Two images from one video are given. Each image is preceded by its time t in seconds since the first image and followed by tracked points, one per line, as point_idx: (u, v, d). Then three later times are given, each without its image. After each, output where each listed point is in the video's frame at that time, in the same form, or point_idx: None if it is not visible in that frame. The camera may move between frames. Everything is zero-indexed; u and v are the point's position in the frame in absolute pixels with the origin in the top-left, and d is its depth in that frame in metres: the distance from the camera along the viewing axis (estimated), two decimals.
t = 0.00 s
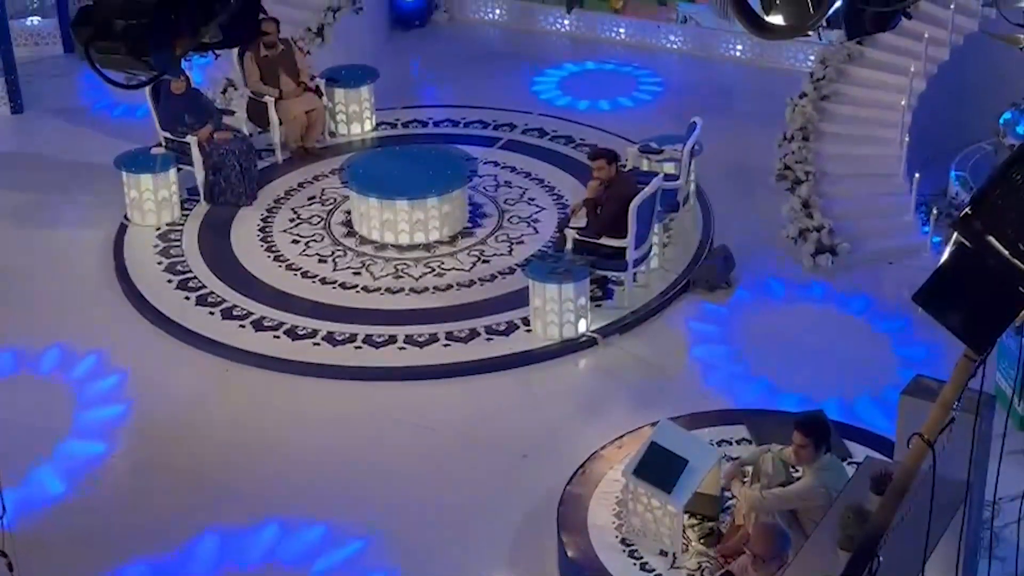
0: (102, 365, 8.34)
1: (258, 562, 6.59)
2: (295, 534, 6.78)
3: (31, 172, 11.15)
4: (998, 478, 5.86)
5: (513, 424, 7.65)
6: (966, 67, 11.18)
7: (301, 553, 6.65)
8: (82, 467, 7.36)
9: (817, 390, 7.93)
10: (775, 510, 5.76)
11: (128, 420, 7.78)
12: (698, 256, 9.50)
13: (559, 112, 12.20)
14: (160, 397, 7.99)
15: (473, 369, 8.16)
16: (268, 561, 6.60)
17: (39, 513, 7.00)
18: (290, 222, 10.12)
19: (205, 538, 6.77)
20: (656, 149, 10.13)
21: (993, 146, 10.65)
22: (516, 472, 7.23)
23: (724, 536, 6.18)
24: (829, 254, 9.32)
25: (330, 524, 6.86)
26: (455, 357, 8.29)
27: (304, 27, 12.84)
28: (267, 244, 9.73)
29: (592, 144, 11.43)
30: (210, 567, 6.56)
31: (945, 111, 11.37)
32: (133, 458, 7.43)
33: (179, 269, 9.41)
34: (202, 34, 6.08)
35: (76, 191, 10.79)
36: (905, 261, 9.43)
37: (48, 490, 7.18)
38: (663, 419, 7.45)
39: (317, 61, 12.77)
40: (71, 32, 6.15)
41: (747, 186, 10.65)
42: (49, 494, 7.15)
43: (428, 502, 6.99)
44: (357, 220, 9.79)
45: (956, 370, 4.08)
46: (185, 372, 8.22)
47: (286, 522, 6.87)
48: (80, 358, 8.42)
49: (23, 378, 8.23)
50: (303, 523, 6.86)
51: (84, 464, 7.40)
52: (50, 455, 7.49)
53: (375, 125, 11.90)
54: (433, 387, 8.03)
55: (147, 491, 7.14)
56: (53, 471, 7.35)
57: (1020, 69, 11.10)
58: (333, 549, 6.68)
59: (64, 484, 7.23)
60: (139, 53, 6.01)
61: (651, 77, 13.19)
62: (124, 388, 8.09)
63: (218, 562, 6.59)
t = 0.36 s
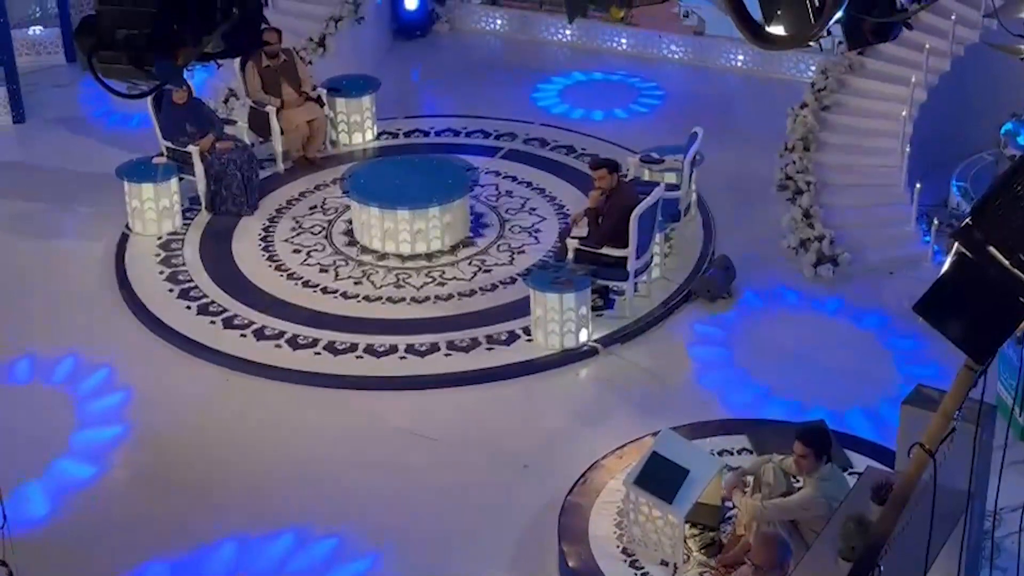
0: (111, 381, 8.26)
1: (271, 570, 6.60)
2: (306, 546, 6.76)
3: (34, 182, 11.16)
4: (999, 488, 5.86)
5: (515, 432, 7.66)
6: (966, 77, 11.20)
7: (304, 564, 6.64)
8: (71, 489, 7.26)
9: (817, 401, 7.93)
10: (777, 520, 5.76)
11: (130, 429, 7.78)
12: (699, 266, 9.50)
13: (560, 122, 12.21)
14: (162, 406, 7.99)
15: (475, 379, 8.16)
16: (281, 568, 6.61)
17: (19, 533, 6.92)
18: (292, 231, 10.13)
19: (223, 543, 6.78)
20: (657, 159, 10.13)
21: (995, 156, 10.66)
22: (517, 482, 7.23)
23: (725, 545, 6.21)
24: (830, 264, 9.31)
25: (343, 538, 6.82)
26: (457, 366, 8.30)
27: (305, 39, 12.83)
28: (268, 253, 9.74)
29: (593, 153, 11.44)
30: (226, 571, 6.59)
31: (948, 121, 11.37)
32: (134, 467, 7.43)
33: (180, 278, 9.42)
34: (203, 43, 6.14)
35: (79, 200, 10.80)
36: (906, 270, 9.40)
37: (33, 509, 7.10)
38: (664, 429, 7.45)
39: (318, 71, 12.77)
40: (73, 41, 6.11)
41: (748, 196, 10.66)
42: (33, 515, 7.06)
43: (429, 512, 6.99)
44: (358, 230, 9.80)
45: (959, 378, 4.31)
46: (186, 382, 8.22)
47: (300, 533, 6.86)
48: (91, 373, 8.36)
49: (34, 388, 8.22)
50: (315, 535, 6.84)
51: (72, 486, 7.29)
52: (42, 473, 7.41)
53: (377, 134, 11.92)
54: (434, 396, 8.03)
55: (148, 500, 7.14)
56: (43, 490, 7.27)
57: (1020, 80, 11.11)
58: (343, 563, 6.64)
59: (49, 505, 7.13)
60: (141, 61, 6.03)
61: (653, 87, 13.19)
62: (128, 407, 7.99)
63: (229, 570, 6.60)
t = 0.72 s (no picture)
0: (121, 394, 8.16)
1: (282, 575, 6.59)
2: (290, 550, 6.77)
3: (41, 186, 11.18)
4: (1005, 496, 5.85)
5: (520, 437, 7.66)
6: (972, 85, 11.18)
7: (286, 567, 6.66)
8: (59, 505, 7.17)
9: (822, 407, 7.92)
10: (782, 528, 5.76)
11: (133, 433, 7.77)
12: (704, 272, 9.50)
13: (566, 128, 12.21)
14: (167, 410, 7.99)
15: (480, 384, 8.16)
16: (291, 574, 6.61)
17: None
18: (297, 236, 10.13)
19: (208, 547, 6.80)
20: (663, 165, 10.14)
21: (1001, 163, 10.65)
22: (521, 487, 7.22)
23: (730, 552, 6.22)
24: (835, 270, 9.30)
25: (361, 546, 6.80)
26: (462, 372, 8.30)
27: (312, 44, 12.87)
28: (274, 258, 9.74)
29: (598, 160, 11.44)
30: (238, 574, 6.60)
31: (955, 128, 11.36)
32: (137, 472, 7.43)
33: (186, 282, 9.43)
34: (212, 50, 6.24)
35: (85, 204, 10.82)
36: (912, 277, 9.39)
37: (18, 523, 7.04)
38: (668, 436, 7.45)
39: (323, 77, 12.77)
40: (81, 45, 6.12)
41: (754, 203, 10.65)
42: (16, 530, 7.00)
43: (433, 517, 6.99)
44: (364, 235, 9.80)
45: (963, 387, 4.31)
46: (191, 386, 8.22)
47: (278, 539, 6.85)
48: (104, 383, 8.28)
49: (49, 395, 8.19)
50: (296, 538, 6.85)
51: (62, 502, 7.20)
52: (36, 486, 7.34)
53: (383, 140, 11.92)
54: (439, 401, 8.03)
55: (149, 505, 7.14)
56: (34, 503, 7.20)
57: None
58: (356, 571, 6.62)
59: (34, 521, 7.06)
60: (146, 64, 6.02)
61: (659, 94, 13.19)
62: (134, 421, 7.89)
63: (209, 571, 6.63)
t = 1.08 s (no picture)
0: (139, 403, 8.09)
1: None
2: (304, 552, 6.78)
3: (55, 186, 11.22)
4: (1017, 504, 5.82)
5: (529, 439, 7.66)
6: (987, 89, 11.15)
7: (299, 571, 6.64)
8: (54, 516, 7.11)
9: (833, 412, 7.91)
10: (792, 531, 5.75)
11: (145, 437, 7.76)
12: (716, 276, 9.49)
13: (579, 131, 12.21)
14: (178, 411, 8.01)
15: (490, 386, 8.16)
16: None
17: None
18: (310, 238, 10.14)
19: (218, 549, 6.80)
20: (675, 168, 10.14)
21: (1015, 168, 10.62)
22: (531, 490, 7.22)
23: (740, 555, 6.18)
24: (847, 275, 9.29)
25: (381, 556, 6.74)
26: (473, 374, 8.30)
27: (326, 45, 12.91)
28: (286, 260, 9.76)
29: (611, 163, 11.43)
30: None
31: (968, 132, 11.32)
32: (148, 473, 7.44)
33: (198, 283, 9.44)
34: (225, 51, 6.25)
35: (99, 205, 10.84)
36: (925, 281, 9.37)
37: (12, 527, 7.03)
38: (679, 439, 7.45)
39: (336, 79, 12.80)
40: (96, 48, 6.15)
41: (767, 207, 10.64)
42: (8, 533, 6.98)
43: (443, 519, 6.99)
44: (376, 237, 9.81)
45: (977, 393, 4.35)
46: (202, 387, 8.24)
47: (289, 541, 6.85)
48: (122, 391, 8.21)
49: (67, 397, 8.19)
50: (307, 541, 6.85)
51: (58, 512, 7.14)
52: (39, 492, 7.31)
53: (396, 142, 11.93)
54: (449, 404, 8.03)
55: (159, 506, 7.15)
56: (33, 508, 7.17)
57: None
58: None
59: (26, 528, 7.02)
60: (160, 64, 6.03)
61: (672, 96, 13.19)
62: (145, 434, 7.79)
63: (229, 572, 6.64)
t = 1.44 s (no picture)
0: (164, 410, 8.03)
1: None
2: (329, 553, 6.76)
3: (80, 185, 11.25)
4: None
5: (551, 442, 7.65)
6: (1012, 94, 11.11)
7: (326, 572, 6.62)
8: (60, 522, 7.07)
9: (854, 416, 7.89)
10: (814, 536, 5.72)
11: (166, 439, 7.75)
12: (739, 279, 9.47)
13: (603, 133, 12.20)
14: (200, 410, 8.03)
15: (512, 387, 8.16)
16: None
17: None
18: (333, 237, 10.16)
19: (247, 548, 6.80)
20: (699, 171, 10.10)
21: None
22: (553, 492, 7.22)
23: (761, 559, 6.16)
24: (870, 279, 9.28)
25: (411, 562, 6.69)
26: (495, 374, 8.30)
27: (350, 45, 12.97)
28: (309, 259, 9.77)
29: (634, 165, 11.42)
30: None
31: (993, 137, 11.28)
32: (170, 472, 7.44)
33: (222, 282, 9.47)
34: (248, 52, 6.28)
35: (124, 204, 10.87)
36: (948, 285, 9.35)
37: (20, 525, 7.05)
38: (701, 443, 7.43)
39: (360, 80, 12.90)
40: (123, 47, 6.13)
41: (790, 210, 10.61)
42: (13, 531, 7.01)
43: (464, 520, 6.99)
44: (400, 237, 9.82)
45: (1002, 398, 4.37)
46: (225, 386, 8.25)
47: (312, 541, 6.84)
48: (147, 400, 8.13)
49: (95, 398, 8.18)
50: (332, 541, 6.84)
51: (64, 518, 7.10)
52: (53, 494, 7.29)
53: (420, 142, 11.93)
54: (471, 404, 8.03)
55: (182, 504, 7.16)
56: (43, 509, 7.17)
57: None
58: None
59: (30, 529, 7.01)
60: (188, 64, 5.99)
61: (695, 99, 13.19)
62: (160, 446, 7.69)
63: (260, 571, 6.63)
